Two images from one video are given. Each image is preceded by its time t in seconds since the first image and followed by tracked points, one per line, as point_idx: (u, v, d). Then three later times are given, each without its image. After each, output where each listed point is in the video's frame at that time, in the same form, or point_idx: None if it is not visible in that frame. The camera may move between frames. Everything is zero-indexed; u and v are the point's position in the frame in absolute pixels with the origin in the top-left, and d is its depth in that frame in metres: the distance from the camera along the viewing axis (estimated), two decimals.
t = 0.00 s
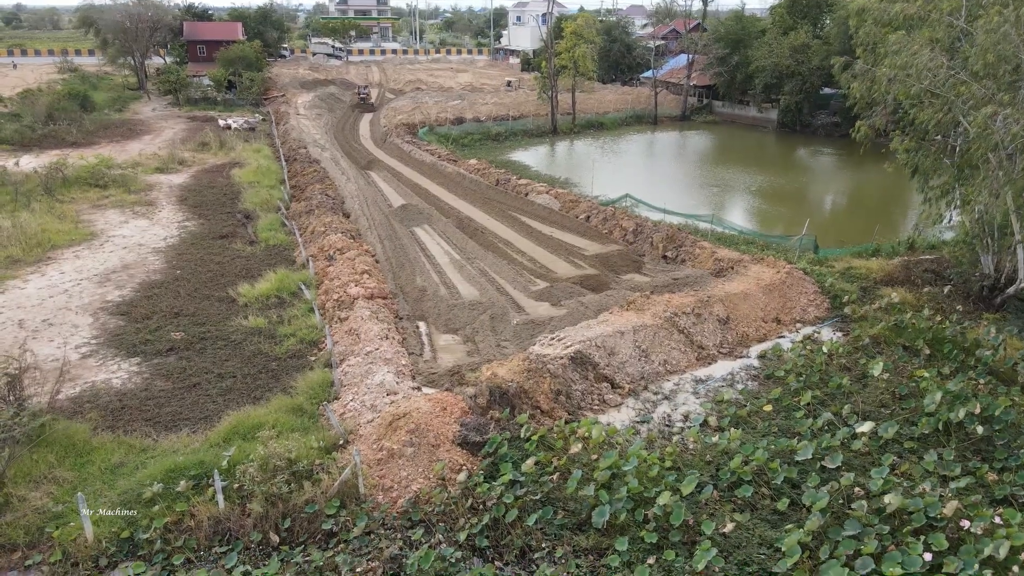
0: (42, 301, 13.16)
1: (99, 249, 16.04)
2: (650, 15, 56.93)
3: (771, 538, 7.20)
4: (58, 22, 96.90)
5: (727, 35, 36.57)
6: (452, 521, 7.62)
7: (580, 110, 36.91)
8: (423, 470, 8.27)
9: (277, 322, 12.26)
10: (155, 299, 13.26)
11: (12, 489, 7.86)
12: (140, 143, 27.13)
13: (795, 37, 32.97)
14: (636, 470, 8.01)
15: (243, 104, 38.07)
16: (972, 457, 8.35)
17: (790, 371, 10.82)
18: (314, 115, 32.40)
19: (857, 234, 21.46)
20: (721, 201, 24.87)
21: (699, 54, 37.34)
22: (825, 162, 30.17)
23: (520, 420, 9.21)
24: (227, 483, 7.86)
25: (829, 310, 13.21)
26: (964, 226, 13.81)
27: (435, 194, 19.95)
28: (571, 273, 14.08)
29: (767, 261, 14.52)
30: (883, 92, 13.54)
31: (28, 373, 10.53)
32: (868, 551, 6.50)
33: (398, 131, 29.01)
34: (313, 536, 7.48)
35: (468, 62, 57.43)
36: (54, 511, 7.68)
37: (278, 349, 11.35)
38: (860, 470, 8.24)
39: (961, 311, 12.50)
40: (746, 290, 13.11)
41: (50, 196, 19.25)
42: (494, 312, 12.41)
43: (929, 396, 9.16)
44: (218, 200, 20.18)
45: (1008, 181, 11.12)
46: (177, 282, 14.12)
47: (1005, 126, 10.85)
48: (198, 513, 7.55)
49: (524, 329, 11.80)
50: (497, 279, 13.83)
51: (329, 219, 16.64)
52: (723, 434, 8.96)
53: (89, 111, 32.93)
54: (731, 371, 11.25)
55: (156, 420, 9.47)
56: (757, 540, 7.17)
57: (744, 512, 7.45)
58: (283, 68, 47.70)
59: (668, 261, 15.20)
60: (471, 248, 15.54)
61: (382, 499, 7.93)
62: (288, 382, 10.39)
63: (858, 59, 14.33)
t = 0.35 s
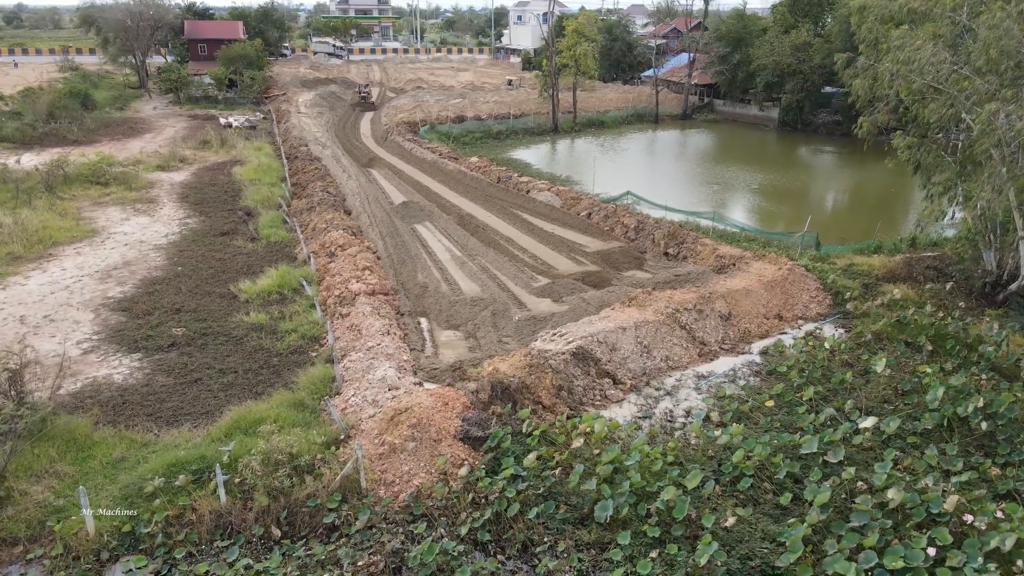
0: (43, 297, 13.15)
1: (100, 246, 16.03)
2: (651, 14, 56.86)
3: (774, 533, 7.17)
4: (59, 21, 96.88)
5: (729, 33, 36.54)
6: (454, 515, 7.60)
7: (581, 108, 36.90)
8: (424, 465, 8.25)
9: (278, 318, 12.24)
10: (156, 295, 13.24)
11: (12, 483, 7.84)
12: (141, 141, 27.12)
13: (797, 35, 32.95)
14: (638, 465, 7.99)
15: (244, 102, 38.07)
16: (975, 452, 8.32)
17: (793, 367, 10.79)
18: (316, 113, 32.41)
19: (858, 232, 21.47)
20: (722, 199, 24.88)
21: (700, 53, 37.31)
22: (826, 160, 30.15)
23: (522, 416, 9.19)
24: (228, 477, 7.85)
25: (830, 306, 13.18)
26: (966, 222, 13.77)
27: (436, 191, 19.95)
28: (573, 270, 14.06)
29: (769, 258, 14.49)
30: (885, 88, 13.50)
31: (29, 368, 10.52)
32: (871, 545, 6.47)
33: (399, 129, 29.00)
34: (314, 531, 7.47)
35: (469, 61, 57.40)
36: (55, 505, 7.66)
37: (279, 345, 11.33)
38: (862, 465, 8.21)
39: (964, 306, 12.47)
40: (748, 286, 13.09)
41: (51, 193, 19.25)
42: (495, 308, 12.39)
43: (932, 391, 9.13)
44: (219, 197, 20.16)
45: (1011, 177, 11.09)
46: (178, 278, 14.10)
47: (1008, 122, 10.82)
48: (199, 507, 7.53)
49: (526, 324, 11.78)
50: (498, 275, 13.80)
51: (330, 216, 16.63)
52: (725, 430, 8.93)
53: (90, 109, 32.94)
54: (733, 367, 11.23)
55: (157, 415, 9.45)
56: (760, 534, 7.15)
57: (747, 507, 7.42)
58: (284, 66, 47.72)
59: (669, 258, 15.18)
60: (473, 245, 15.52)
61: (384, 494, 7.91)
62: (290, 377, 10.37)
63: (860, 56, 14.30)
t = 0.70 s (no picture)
0: (43, 297, 13.17)
1: (100, 246, 16.05)
2: (651, 13, 56.89)
3: (773, 532, 7.20)
4: (59, 21, 97.01)
5: (729, 33, 36.57)
6: (453, 514, 7.61)
7: (581, 108, 36.93)
8: (424, 464, 8.27)
9: (278, 318, 12.26)
10: (156, 295, 13.26)
11: (13, 482, 7.85)
12: (141, 141, 27.16)
13: (797, 35, 32.96)
14: (638, 463, 8.01)
15: (244, 102, 38.11)
16: (973, 452, 8.34)
17: (791, 366, 10.81)
18: (316, 113, 32.44)
19: (858, 231, 21.48)
20: (721, 199, 24.91)
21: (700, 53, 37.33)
22: (826, 160, 30.17)
23: (521, 415, 9.21)
24: (229, 476, 7.87)
25: (830, 306, 13.21)
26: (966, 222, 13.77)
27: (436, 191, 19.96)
28: (573, 269, 14.07)
29: (768, 258, 14.51)
30: (885, 87, 13.52)
31: (29, 367, 10.55)
32: (869, 543, 6.49)
33: (399, 129, 29.04)
34: (314, 530, 7.47)
35: (470, 61, 57.46)
36: (55, 504, 7.68)
37: (279, 345, 11.34)
38: (860, 464, 8.24)
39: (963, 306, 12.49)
40: (747, 286, 13.11)
41: (51, 193, 19.27)
42: (495, 307, 12.40)
43: (931, 391, 9.14)
44: (219, 197, 20.19)
45: (1011, 177, 11.10)
46: (179, 278, 14.13)
47: (1008, 122, 10.84)
48: (200, 506, 7.55)
49: (526, 324, 11.79)
50: (498, 275, 13.82)
51: (330, 216, 16.65)
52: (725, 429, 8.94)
53: (90, 109, 32.97)
54: (732, 367, 11.25)
55: (157, 414, 9.47)
56: (758, 533, 7.18)
57: (746, 506, 7.43)
58: (284, 66, 47.77)
59: (669, 258, 15.21)
60: (472, 244, 15.53)
61: (383, 493, 7.93)
62: (290, 376, 10.39)
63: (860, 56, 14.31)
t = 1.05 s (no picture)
0: (7, 313, 12.19)
1: (75, 256, 15.08)
2: (654, 12, 55.87)
3: None
4: (56, 21, 96.20)
5: (735, 32, 35.61)
6: None
7: (584, 108, 35.93)
8: (415, 513, 7.25)
9: (259, 337, 11.26)
10: (130, 312, 12.28)
11: None
12: (129, 143, 26.18)
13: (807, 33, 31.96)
14: (658, 514, 7.00)
15: (238, 103, 37.14)
16: None
17: (822, 394, 9.82)
18: (310, 114, 31.50)
19: (873, 235, 20.54)
20: (728, 201, 23.99)
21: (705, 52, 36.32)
22: (835, 162, 29.23)
23: (525, 453, 8.20)
24: (190, 530, 6.85)
25: (857, 323, 12.21)
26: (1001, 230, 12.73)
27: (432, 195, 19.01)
28: (579, 283, 13.09)
29: (789, 269, 13.52)
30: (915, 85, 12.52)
31: None
32: None
33: (396, 130, 28.07)
34: None
35: (469, 61, 56.48)
36: None
37: (259, 368, 10.35)
38: (912, 514, 7.20)
39: (1005, 322, 11.47)
40: (768, 302, 12.12)
41: (29, 198, 18.31)
42: (496, 327, 11.44)
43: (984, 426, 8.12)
44: (205, 203, 19.22)
45: None
46: (155, 292, 13.14)
47: None
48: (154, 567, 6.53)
49: (529, 345, 10.82)
50: (498, 288, 12.84)
51: (320, 224, 15.67)
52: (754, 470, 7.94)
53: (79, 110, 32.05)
54: (756, 393, 10.26)
55: (118, 451, 8.48)
56: None
57: (785, 566, 6.41)
58: (280, 66, 46.84)
59: (681, 269, 14.23)
60: (471, 254, 14.56)
61: (367, 548, 6.91)
62: (268, 405, 9.39)
63: (886, 52, 13.30)
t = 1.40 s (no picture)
0: None
1: (68, 258, 14.84)
2: (654, 11, 55.52)
3: None
4: (55, 21, 96.04)
5: (736, 31, 35.37)
6: None
7: (584, 108, 35.65)
8: (410, 526, 7.01)
9: (253, 342, 11.03)
10: (122, 315, 12.04)
11: None
12: (124, 143, 25.95)
13: (809, 32, 31.68)
14: (661, 527, 6.77)
15: (236, 102, 36.88)
16: None
17: (828, 400, 9.59)
18: (308, 114, 31.26)
19: (875, 237, 20.36)
20: (729, 202, 23.81)
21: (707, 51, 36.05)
22: (837, 163, 29.02)
23: (524, 462, 7.98)
24: (176, 544, 6.62)
25: (863, 327, 11.98)
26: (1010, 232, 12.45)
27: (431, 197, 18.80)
28: (579, 285, 12.84)
29: (793, 272, 13.28)
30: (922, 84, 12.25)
31: None
32: None
33: (394, 130, 27.82)
34: None
35: (469, 60, 56.24)
36: None
37: (252, 373, 10.11)
38: (924, 526, 6.96)
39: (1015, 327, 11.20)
40: (772, 304, 11.88)
41: (22, 199, 18.07)
42: (494, 331, 11.18)
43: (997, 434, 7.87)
44: (201, 204, 18.99)
45: None
46: (148, 295, 12.90)
47: None
48: None
49: (528, 350, 10.57)
50: (497, 292, 12.60)
51: (316, 225, 15.43)
52: (760, 480, 7.70)
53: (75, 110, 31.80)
54: (761, 399, 10.03)
55: (106, 460, 8.25)
56: None
57: None
58: (279, 66, 46.59)
59: (683, 271, 14.00)
60: (470, 256, 14.35)
61: (360, 562, 6.68)
62: (261, 412, 9.15)
63: (893, 51, 13.05)
